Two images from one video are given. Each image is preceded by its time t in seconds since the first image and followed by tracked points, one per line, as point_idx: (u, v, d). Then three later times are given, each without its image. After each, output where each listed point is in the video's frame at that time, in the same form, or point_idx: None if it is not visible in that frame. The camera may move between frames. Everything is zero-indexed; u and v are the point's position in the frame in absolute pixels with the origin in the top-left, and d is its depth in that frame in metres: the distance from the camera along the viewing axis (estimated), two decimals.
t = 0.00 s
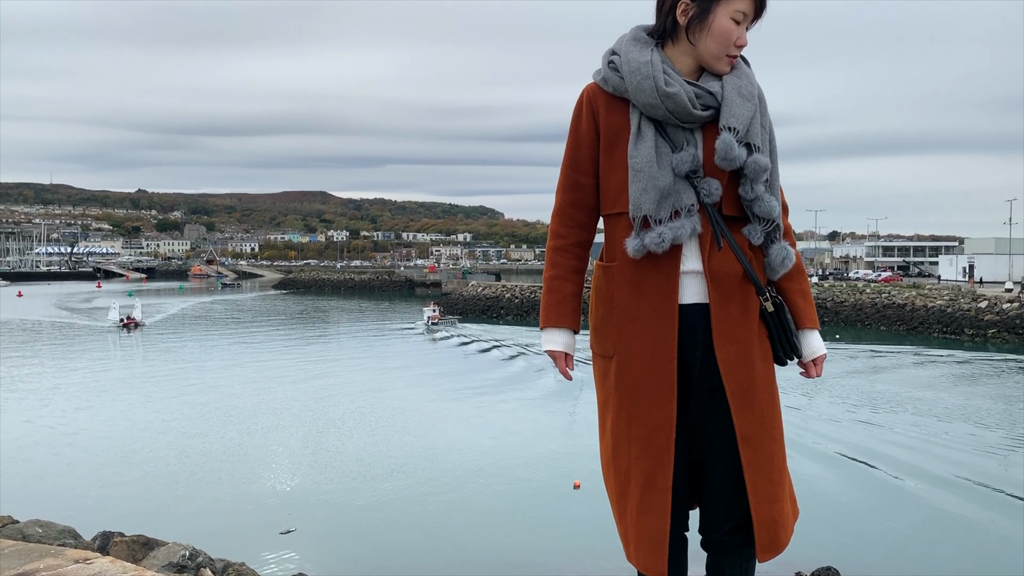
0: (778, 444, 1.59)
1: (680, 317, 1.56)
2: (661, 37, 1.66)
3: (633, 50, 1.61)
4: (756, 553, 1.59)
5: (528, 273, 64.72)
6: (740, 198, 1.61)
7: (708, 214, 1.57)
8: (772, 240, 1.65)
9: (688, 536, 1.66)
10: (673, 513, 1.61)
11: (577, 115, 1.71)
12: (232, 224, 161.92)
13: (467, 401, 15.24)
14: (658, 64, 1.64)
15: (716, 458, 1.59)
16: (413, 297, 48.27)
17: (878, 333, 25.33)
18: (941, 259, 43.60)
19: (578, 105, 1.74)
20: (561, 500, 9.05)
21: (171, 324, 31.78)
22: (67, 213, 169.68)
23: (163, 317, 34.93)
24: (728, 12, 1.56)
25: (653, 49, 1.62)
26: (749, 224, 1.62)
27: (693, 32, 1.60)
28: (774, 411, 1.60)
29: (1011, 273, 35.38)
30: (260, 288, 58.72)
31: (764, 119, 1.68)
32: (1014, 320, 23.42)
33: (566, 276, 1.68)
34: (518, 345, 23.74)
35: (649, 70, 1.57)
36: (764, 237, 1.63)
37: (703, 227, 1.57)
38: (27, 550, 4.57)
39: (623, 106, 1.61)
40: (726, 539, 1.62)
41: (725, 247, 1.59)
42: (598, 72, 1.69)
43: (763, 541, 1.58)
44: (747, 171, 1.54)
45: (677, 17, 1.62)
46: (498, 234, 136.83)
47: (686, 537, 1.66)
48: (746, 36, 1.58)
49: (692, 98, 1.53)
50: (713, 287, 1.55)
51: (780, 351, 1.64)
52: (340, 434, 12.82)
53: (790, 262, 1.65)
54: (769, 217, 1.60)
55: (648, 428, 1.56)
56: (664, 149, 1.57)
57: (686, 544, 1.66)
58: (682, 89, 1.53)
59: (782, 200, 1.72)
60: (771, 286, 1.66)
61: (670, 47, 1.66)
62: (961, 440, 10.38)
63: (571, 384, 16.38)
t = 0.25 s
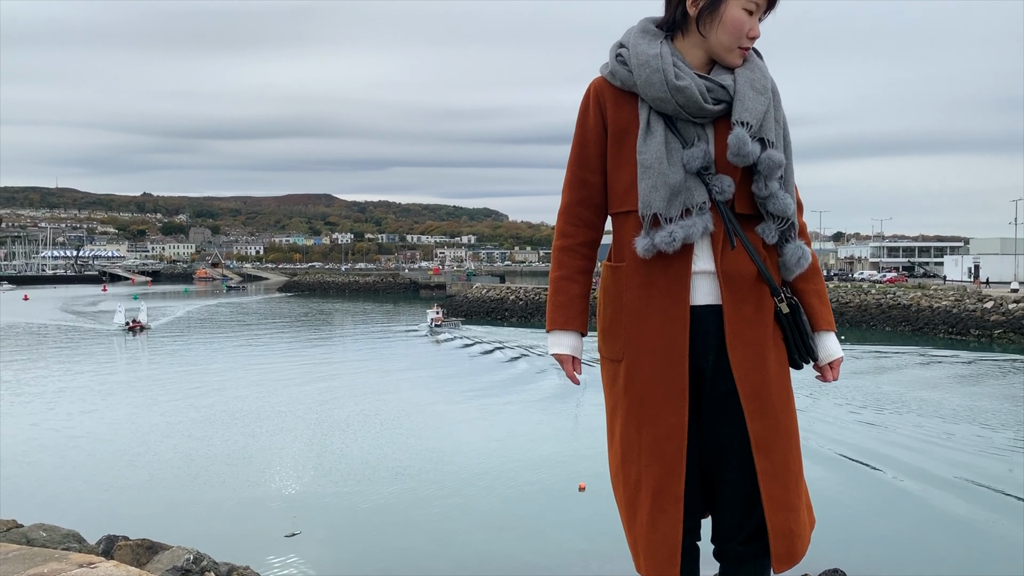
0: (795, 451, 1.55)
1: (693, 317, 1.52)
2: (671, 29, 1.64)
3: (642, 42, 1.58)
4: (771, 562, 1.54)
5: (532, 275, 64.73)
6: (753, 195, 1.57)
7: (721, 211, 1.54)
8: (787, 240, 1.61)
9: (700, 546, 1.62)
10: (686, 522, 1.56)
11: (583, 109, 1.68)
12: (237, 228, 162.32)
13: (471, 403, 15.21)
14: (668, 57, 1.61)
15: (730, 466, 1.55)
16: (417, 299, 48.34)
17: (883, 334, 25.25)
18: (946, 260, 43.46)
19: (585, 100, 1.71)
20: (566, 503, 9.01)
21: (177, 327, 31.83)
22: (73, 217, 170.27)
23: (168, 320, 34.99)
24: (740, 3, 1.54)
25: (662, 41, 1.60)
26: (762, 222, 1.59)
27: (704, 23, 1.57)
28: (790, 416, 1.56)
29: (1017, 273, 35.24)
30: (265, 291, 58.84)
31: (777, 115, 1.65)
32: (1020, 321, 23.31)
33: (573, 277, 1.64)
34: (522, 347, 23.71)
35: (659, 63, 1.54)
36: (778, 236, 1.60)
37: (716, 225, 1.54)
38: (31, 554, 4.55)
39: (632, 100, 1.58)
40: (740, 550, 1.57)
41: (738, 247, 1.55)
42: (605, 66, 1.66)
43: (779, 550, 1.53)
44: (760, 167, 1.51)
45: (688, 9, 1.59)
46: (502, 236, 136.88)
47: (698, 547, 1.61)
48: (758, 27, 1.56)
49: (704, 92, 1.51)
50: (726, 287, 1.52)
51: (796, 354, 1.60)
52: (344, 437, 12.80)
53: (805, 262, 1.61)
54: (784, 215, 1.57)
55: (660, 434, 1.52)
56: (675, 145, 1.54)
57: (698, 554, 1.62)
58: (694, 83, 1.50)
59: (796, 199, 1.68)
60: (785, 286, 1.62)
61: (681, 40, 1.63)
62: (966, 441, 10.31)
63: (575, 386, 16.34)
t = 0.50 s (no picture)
0: (812, 462, 1.52)
1: (704, 322, 1.49)
2: (680, 25, 1.61)
3: (650, 38, 1.55)
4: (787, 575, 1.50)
5: (535, 277, 64.74)
6: (766, 196, 1.55)
7: (733, 213, 1.51)
8: (802, 242, 1.58)
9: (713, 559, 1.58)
10: (698, 534, 1.53)
11: (591, 108, 1.66)
12: (241, 232, 162.70)
13: (475, 406, 15.18)
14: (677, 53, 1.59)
15: (743, 475, 1.52)
16: (420, 302, 48.38)
17: (887, 335, 25.17)
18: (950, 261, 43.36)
19: (591, 99, 1.69)
20: (570, 506, 8.97)
21: (181, 331, 31.87)
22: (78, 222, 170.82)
23: (173, 324, 35.04)
24: None
25: (672, 37, 1.57)
26: (776, 224, 1.56)
27: (714, 17, 1.54)
28: (806, 424, 1.53)
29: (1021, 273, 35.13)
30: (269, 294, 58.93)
31: (791, 113, 1.63)
32: None
33: (581, 281, 1.62)
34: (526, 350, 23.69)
35: (669, 60, 1.51)
36: (794, 238, 1.57)
37: (727, 227, 1.51)
38: (35, 559, 4.53)
39: (641, 99, 1.55)
40: (753, 562, 1.53)
41: (752, 249, 1.52)
42: (612, 64, 1.64)
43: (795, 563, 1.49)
44: (773, 166, 1.48)
45: (697, 4, 1.57)
46: (505, 238, 136.97)
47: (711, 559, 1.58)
48: (770, 22, 1.53)
49: (715, 89, 1.48)
50: (738, 290, 1.49)
51: (811, 360, 1.57)
52: (348, 440, 12.77)
53: (821, 264, 1.58)
54: (798, 215, 1.54)
55: (670, 444, 1.49)
56: (685, 144, 1.51)
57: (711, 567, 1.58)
58: (704, 79, 1.48)
59: (810, 200, 1.66)
60: (801, 289, 1.59)
61: (690, 35, 1.60)
62: (972, 443, 10.24)
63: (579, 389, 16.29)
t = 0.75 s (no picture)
0: (832, 474, 1.48)
1: (719, 331, 1.46)
2: (692, 23, 1.59)
3: (661, 36, 1.53)
4: None
5: (538, 281, 64.69)
6: (782, 200, 1.52)
7: (748, 216, 1.48)
8: (820, 247, 1.56)
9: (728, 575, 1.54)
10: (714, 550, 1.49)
11: (599, 109, 1.63)
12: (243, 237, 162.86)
13: (477, 411, 15.12)
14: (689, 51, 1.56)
15: (759, 488, 1.48)
16: (423, 307, 48.35)
17: (890, 338, 25.09)
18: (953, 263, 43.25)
19: (600, 100, 1.66)
20: (574, 511, 8.91)
21: (184, 337, 31.86)
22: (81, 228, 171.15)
23: (175, 330, 35.01)
24: None
25: (683, 34, 1.55)
26: (793, 228, 1.53)
27: (727, 13, 1.52)
28: (825, 436, 1.49)
29: None
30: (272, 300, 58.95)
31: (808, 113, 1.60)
32: None
33: (590, 288, 1.59)
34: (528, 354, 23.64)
35: (680, 58, 1.49)
36: (811, 242, 1.54)
37: (743, 231, 1.48)
38: (36, 568, 4.49)
39: (652, 100, 1.53)
40: None
41: (769, 254, 1.49)
42: (621, 63, 1.61)
43: None
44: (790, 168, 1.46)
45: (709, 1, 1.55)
46: (507, 242, 136.94)
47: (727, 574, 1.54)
48: (785, 18, 1.51)
49: (728, 89, 1.45)
50: (754, 296, 1.46)
51: (831, 370, 1.54)
52: (351, 446, 12.72)
53: (839, 270, 1.55)
54: (817, 220, 1.51)
55: (685, 458, 1.45)
56: (698, 145, 1.49)
57: None
58: (718, 78, 1.45)
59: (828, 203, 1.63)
60: (819, 295, 1.56)
61: (701, 32, 1.58)
62: (976, 446, 10.17)
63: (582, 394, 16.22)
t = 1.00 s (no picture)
0: (852, 490, 1.45)
1: (735, 342, 1.43)
2: (704, 23, 1.57)
3: (673, 36, 1.51)
4: None
5: (539, 285, 64.68)
6: (799, 206, 1.49)
7: (764, 223, 1.46)
8: (839, 255, 1.52)
9: None
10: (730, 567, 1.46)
11: (608, 112, 1.61)
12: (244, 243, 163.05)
13: (479, 416, 15.07)
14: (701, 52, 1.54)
15: (776, 504, 1.45)
16: (424, 311, 48.34)
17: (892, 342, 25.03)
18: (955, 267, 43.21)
19: (610, 104, 1.63)
20: (577, 516, 8.86)
21: (186, 342, 31.86)
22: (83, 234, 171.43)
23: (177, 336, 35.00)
24: None
25: (696, 34, 1.52)
26: (811, 237, 1.50)
27: (740, 11, 1.50)
28: (844, 450, 1.46)
29: None
30: (274, 305, 58.97)
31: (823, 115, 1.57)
32: None
33: (599, 297, 1.56)
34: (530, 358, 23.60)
35: (693, 58, 1.46)
36: (830, 251, 1.52)
37: (760, 239, 1.46)
38: None
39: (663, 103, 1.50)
40: None
41: (786, 263, 1.47)
42: (631, 65, 1.59)
43: None
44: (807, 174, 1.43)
45: None
46: (508, 247, 137.00)
47: None
48: (800, 17, 1.48)
49: (743, 91, 1.43)
50: (771, 306, 1.43)
51: (851, 382, 1.51)
52: (353, 452, 12.68)
53: (859, 279, 1.52)
54: (836, 226, 1.48)
55: (699, 475, 1.42)
56: (711, 150, 1.46)
57: None
58: (733, 80, 1.43)
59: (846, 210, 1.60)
60: (837, 305, 1.53)
61: (712, 32, 1.56)
62: (979, 450, 10.10)
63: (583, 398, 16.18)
